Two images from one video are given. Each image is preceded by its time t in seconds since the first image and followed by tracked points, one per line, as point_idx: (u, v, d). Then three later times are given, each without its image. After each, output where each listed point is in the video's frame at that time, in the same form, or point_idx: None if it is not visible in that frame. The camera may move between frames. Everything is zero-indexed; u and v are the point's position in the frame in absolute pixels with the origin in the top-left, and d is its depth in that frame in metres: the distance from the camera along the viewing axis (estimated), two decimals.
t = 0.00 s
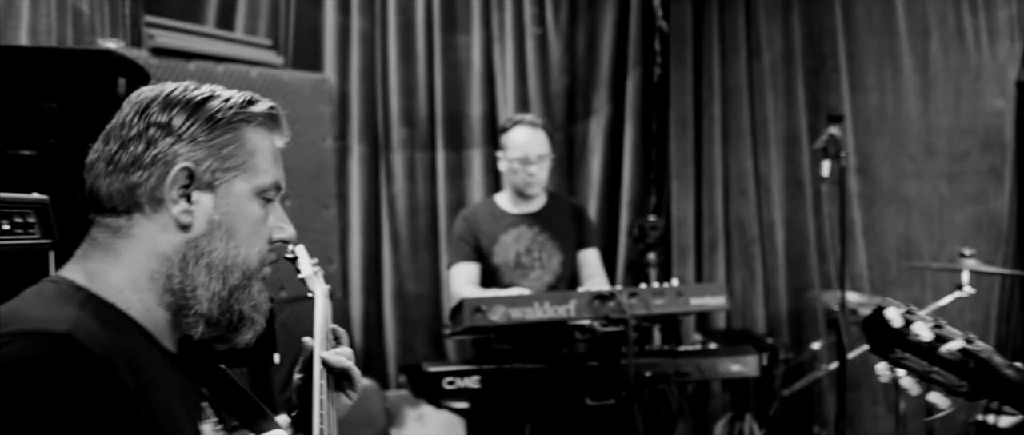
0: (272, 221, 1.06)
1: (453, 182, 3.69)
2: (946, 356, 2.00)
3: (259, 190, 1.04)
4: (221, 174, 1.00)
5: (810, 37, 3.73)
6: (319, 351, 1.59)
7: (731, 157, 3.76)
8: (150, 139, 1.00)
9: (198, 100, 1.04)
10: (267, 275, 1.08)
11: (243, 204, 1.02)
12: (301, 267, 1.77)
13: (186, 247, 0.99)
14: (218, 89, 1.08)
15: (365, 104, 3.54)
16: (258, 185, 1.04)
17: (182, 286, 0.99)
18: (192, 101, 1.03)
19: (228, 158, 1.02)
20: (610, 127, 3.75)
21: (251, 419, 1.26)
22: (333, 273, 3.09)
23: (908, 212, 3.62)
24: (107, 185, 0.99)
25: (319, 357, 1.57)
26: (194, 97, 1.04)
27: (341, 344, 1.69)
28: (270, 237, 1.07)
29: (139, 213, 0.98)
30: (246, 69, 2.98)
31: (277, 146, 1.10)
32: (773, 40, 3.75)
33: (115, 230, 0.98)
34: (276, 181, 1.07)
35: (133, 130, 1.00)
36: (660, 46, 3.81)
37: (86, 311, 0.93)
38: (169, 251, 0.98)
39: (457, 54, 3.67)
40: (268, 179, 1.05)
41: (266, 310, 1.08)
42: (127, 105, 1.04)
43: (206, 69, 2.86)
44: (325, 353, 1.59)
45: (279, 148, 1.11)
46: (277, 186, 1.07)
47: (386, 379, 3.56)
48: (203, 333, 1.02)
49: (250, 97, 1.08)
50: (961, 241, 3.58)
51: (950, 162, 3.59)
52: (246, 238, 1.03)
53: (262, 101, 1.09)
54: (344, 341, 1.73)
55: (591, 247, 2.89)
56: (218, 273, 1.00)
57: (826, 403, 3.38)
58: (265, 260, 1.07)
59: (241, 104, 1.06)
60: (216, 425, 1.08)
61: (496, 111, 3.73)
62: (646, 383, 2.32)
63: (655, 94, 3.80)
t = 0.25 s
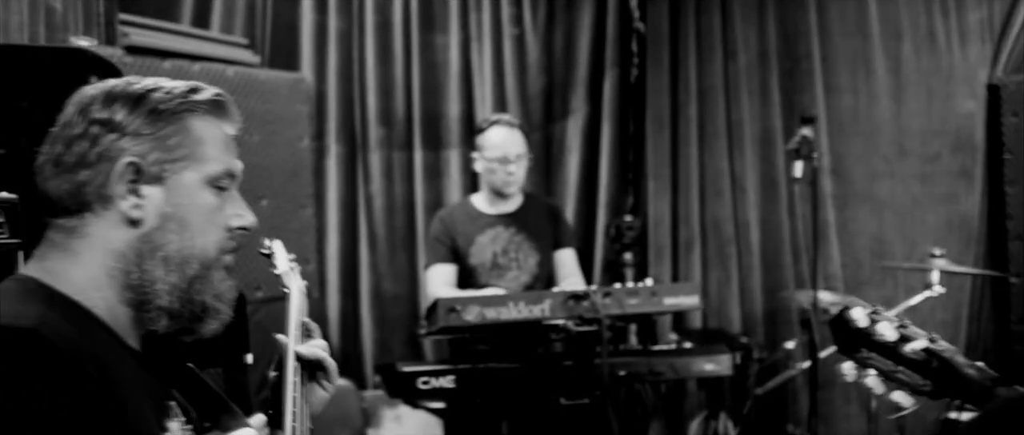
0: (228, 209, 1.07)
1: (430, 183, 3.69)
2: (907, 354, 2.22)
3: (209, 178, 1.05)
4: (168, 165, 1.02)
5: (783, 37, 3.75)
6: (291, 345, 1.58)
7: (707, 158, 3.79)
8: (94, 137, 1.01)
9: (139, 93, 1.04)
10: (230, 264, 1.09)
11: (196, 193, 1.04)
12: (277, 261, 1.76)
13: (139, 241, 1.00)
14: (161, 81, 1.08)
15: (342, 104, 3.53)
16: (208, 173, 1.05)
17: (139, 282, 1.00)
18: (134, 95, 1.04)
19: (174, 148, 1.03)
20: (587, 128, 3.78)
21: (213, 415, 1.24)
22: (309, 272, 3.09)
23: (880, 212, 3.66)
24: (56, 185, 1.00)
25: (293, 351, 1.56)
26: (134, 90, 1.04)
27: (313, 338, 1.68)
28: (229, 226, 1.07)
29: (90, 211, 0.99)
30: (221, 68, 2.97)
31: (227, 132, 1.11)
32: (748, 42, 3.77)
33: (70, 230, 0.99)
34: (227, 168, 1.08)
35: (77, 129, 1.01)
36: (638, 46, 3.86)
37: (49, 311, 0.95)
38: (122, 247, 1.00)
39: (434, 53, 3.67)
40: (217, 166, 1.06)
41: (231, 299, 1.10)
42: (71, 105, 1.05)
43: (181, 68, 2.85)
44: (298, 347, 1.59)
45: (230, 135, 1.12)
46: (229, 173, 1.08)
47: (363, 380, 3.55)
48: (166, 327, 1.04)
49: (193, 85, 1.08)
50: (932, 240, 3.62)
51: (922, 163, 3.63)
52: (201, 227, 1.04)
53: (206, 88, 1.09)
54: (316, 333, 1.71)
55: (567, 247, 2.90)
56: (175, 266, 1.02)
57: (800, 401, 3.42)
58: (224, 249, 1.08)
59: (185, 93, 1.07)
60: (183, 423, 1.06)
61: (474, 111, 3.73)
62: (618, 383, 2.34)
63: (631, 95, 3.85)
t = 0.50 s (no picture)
0: (198, 213, 1.06)
1: (408, 182, 3.70)
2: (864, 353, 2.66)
3: (179, 181, 1.04)
4: (137, 166, 0.99)
5: (758, 40, 3.79)
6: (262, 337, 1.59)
7: (683, 158, 3.84)
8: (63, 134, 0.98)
9: (113, 91, 1.02)
10: (196, 268, 1.07)
11: (163, 196, 1.02)
12: (250, 255, 1.77)
13: (102, 242, 0.98)
14: (138, 80, 1.06)
15: (320, 103, 3.52)
16: (178, 176, 1.03)
17: (101, 283, 0.99)
18: (108, 92, 1.01)
19: (143, 149, 1.00)
20: (564, 128, 3.81)
21: (188, 415, 1.26)
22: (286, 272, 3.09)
23: (854, 212, 3.67)
24: (23, 180, 0.99)
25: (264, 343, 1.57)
26: (109, 87, 1.02)
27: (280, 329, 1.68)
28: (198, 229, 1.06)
29: (55, 208, 0.97)
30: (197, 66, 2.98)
31: (202, 135, 1.09)
32: (722, 44, 3.83)
33: (36, 226, 0.98)
34: (198, 173, 1.06)
35: (47, 124, 0.99)
36: (615, 47, 3.91)
37: (12, 305, 0.91)
38: (85, 245, 0.98)
39: (412, 53, 3.68)
40: (187, 170, 1.05)
41: (196, 304, 1.08)
42: (44, 100, 1.03)
43: (157, 67, 2.86)
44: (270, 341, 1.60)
45: (206, 138, 1.10)
46: (200, 178, 1.06)
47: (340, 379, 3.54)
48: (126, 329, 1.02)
49: (170, 86, 1.07)
50: (904, 240, 3.59)
51: (893, 164, 3.61)
52: (168, 231, 1.02)
53: (184, 90, 1.07)
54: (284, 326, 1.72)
55: (542, 246, 2.93)
56: (138, 268, 1.00)
57: (773, 399, 3.45)
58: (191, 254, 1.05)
59: (160, 94, 1.05)
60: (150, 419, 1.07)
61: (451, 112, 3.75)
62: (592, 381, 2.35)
63: (608, 95, 3.89)
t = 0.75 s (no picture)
0: (175, 214, 1.05)
1: (387, 182, 3.70)
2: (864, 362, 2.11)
3: (157, 182, 1.03)
4: (114, 167, 0.99)
5: (736, 40, 3.81)
6: (237, 343, 1.59)
7: (662, 159, 3.86)
8: (37, 134, 0.97)
9: (90, 90, 1.01)
10: (171, 269, 1.06)
11: (140, 197, 1.01)
12: (227, 265, 1.78)
13: (77, 243, 0.97)
14: (114, 80, 1.06)
15: (298, 103, 3.52)
16: (156, 177, 1.03)
17: (75, 284, 0.97)
18: (85, 91, 1.01)
19: (119, 150, 0.99)
20: (544, 128, 3.81)
21: (159, 423, 1.24)
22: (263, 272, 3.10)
23: (830, 212, 3.72)
24: None
25: (239, 357, 1.57)
26: (85, 86, 1.01)
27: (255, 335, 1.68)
28: (174, 230, 1.05)
29: (28, 208, 0.95)
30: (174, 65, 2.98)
31: (179, 137, 1.08)
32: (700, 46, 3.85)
33: (8, 227, 0.95)
34: (176, 174, 1.06)
35: (19, 124, 0.98)
36: (593, 48, 3.91)
37: None
38: (59, 247, 0.96)
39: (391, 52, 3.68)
40: (166, 171, 1.04)
41: (170, 307, 1.07)
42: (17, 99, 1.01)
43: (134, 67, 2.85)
44: (245, 347, 1.60)
45: (183, 140, 1.10)
46: (178, 179, 1.06)
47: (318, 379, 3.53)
48: (101, 331, 1.00)
49: (148, 87, 1.06)
50: (880, 240, 3.63)
51: (869, 165, 3.65)
52: (145, 232, 1.01)
53: (162, 92, 1.07)
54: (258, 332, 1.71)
55: (519, 245, 2.93)
56: (113, 270, 0.99)
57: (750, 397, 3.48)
58: (166, 255, 1.05)
59: (139, 95, 1.04)
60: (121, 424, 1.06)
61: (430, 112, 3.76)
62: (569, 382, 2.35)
63: (586, 95, 3.90)
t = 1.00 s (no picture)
0: (154, 209, 1.05)
1: (372, 182, 3.71)
2: (813, 360, 1.48)
3: (135, 176, 1.02)
4: (93, 162, 0.98)
5: (721, 41, 3.83)
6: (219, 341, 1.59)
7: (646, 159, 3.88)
8: (13, 129, 0.97)
9: (65, 85, 1.01)
10: (152, 265, 1.06)
11: (119, 192, 1.00)
12: (205, 261, 1.80)
13: (57, 238, 0.96)
14: (89, 75, 1.06)
15: (284, 102, 3.55)
16: (134, 172, 1.02)
17: (55, 280, 0.96)
18: (60, 86, 1.01)
19: (98, 144, 0.99)
20: (529, 128, 3.82)
21: (142, 421, 1.22)
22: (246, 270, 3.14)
23: (813, 212, 3.75)
24: None
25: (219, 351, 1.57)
26: (60, 81, 1.01)
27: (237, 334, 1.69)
28: (153, 225, 1.05)
29: (6, 205, 0.94)
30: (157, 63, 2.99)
31: (154, 131, 1.08)
32: (684, 46, 3.86)
33: None
34: (153, 169, 1.05)
35: None
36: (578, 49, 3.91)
37: None
38: (38, 243, 0.95)
39: (377, 52, 3.70)
40: (144, 165, 1.03)
41: (152, 301, 1.07)
42: None
43: (118, 64, 2.87)
44: (225, 344, 1.60)
45: (158, 134, 1.09)
46: (156, 173, 1.05)
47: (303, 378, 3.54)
48: (83, 327, 1.00)
49: (123, 81, 1.06)
50: (864, 240, 3.66)
51: (852, 165, 3.68)
52: (125, 226, 1.01)
53: (136, 86, 1.07)
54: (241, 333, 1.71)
55: (500, 242, 2.93)
56: (93, 266, 0.98)
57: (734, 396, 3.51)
58: (147, 250, 1.04)
59: (114, 88, 1.04)
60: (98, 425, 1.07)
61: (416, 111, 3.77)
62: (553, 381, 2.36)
63: (572, 95, 3.90)
